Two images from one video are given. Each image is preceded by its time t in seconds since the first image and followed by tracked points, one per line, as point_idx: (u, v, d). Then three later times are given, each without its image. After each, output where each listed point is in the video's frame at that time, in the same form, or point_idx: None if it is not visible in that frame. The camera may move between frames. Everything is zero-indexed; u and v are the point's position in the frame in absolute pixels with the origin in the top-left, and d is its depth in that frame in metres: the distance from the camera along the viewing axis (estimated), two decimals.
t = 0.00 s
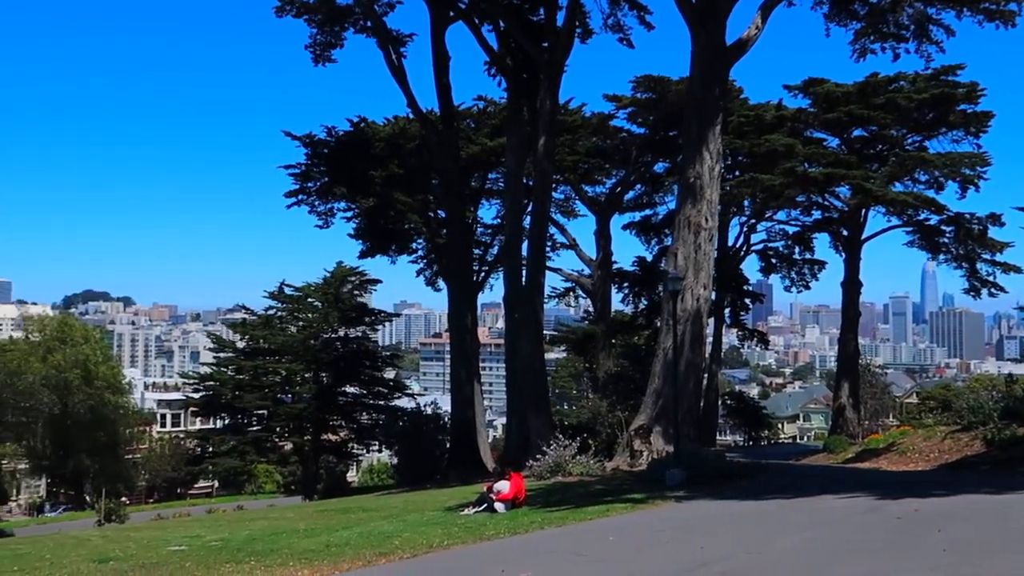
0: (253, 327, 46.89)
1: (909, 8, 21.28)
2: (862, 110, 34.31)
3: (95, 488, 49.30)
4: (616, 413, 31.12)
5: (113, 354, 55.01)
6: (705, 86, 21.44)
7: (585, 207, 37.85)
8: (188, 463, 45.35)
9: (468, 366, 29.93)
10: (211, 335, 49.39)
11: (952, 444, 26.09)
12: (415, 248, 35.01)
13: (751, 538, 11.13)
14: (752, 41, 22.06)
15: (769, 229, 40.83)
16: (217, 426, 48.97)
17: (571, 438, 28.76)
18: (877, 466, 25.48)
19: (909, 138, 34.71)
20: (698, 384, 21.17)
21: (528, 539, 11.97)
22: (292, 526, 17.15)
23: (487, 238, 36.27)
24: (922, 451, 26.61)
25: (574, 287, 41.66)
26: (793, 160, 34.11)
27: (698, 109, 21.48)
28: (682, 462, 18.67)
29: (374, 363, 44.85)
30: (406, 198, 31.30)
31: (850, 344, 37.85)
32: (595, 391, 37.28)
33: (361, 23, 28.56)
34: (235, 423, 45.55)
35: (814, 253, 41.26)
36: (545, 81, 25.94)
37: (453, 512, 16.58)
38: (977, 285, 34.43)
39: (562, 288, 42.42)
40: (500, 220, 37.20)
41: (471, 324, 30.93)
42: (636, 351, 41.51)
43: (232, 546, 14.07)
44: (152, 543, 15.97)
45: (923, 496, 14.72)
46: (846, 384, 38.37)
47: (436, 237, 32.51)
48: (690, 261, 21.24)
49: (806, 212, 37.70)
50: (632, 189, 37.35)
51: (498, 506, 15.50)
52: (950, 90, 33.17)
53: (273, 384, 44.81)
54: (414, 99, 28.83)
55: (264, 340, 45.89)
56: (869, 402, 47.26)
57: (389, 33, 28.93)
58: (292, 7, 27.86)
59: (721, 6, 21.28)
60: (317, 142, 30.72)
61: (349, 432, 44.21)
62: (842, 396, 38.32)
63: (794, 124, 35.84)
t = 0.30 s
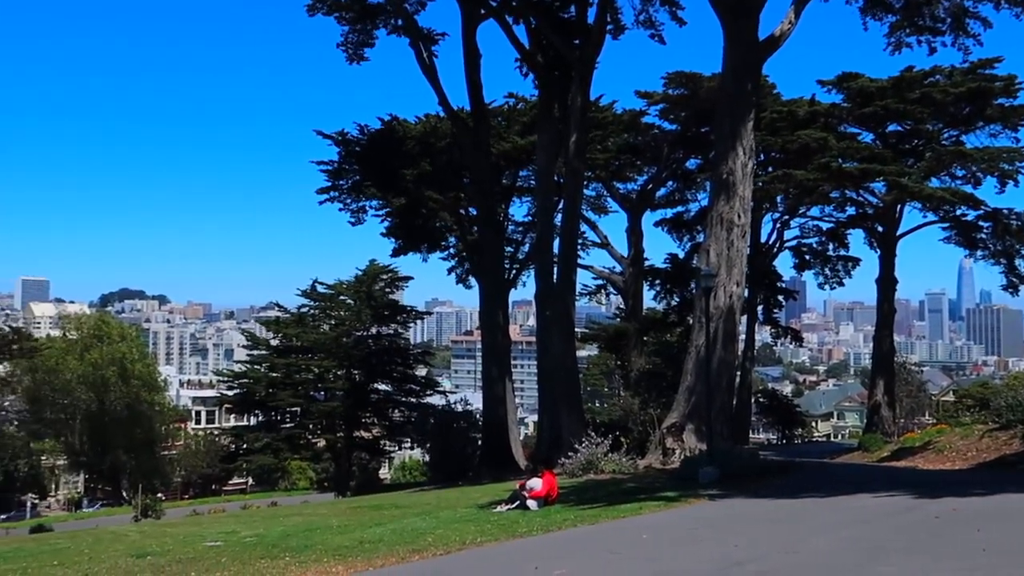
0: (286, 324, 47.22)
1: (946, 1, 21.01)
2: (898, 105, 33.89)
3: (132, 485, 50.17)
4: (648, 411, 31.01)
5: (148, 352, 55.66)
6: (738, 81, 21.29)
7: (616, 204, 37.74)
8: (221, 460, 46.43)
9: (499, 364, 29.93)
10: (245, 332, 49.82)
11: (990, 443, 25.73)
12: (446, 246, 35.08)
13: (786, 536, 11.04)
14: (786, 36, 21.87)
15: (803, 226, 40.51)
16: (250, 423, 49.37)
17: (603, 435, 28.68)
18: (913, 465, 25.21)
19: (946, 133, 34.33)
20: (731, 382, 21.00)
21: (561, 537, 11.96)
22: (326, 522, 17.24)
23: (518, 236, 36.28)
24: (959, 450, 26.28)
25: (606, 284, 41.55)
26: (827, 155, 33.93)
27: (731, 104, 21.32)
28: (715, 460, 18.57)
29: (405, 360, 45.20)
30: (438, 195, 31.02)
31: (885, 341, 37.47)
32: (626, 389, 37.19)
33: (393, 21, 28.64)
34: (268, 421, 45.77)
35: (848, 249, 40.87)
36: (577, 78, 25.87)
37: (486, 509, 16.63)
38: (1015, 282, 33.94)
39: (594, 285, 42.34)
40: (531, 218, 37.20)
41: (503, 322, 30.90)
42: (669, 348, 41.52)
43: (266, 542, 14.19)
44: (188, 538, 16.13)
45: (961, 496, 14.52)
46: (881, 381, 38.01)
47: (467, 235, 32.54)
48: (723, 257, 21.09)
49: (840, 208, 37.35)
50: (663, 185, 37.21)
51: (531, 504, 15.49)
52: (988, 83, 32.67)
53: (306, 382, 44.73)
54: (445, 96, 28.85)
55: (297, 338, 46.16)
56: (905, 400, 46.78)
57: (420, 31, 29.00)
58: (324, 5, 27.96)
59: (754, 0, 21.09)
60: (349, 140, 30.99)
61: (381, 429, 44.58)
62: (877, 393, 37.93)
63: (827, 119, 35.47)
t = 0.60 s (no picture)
0: (317, 322, 47.49)
1: None
2: (933, 99, 33.44)
3: (166, 481, 50.60)
4: (678, 408, 30.89)
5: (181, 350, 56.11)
6: (769, 77, 21.13)
7: (645, 201, 37.59)
8: (253, 457, 46.94)
9: (529, 362, 29.90)
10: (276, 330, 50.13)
11: None
12: (475, 243, 35.12)
13: (819, 535, 10.95)
14: (817, 31, 21.68)
15: (834, 222, 40.17)
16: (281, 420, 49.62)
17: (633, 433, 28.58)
18: (948, 463, 24.95)
19: (981, 127, 33.97)
20: (762, 378, 20.85)
21: (591, 534, 11.95)
22: (357, 519, 17.30)
23: (547, 233, 36.24)
24: (995, 448, 25.95)
25: (635, 281, 41.42)
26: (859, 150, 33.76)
27: (762, 100, 21.15)
28: (746, 458, 18.45)
29: (435, 358, 45.21)
30: (466, 193, 31.52)
31: (919, 338, 37.12)
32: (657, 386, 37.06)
33: (421, 19, 28.66)
34: (299, 418, 46.01)
35: (881, 245, 40.48)
36: (605, 74, 25.76)
37: (516, 506, 16.61)
38: None
39: (623, 282, 42.21)
40: (560, 215, 37.16)
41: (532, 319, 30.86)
42: (699, 345, 40.48)
43: (298, 538, 14.26)
44: (220, 534, 16.25)
45: (997, 495, 14.33)
46: (915, 379, 37.62)
47: (496, 233, 32.55)
48: (754, 254, 20.99)
49: (872, 204, 37.00)
50: (693, 181, 37.05)
51: (560, 501, 15.49)
52: None
53: (336, 379, 45.10)
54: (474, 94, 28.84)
55: (326, 335, 46.36)
56: (939, 397, 46.30)
57: (449, 30, 29.03)
58: (353, 4, 28.04)
59: None
60: (378, 138, 30.87)
61: (410, 426, 44.68)
62: (911, 390, 37.47)
63: (859, 114, 35.20)
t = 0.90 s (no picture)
0: (344, 320, 47.68)
1: None
2: (966, 94, 33.09)
3: (196, 477, 51.04)
4: (706, 407, 30.75)
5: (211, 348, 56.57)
6: (798, 73, 20.97)
7: (673, 198, 37.46)
8: (282, 453, 47.21)
9: (556, 360, 29.85)
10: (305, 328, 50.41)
11: None
12: (502, 241, 35.14)
13: (850, 535, 10.85)
14: (847, 26, 21.49)
15: (864, 219, 39.82)
16: (310, 417, 49.86)
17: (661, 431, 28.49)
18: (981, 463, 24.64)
19: (1014, 122, 33.46)
20: (791, 377, 20.69)
21: (621, 532, 11.92)
22: (386, 516, 17.36)
23: (575, 231, 36.20)
24: None
25: (662, 279, 41.28)
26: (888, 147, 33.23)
27: (791, 96, 20.99)
28: (776, 457, 18.33)
29: (462, 355, 45.22)
30: (494, 190, 31.29)
31: (950, 336, 36.73)
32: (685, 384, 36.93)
33: (449, 17, 28.71)
34: (328, 415, 46.27)
35: (913, 242, 40.05)
36: (633, 71, 25.64)
37: (544, 504, 16.61)
38: None
39: (651, 280, 42.09)
40: (587, 213, 37.10)
41: (560, 317, 30.78)
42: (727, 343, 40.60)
43: (328, 535, 14.32)
44: (251, 530, 16.35)
45: None
46: (946, 377, 37.20)
47: (523, 231, 32.52)
48: (783, 251, 20.84)
49: (903, 200, 36.62)
50: (721, 178, 36.88)
51: (588, 500, 15.47)
52: None
53: (363, 377, 45.18)
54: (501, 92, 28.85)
55: (354, 333, 46.54)
56: (971, 396, 45.78)
57: (476, 28, 29.06)
58: (381, 3, 28.14)
59: None
60: (406, 136, 31.20)
61: (438, 424, 44.82)
62: (942, 389, 37.12)
63: (890, 109, 34.92)
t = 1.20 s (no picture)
0: (371, 318, 47.85)
1: None
2: (997, 89, 32.77)
3: (225, 474, 51.44)
4: (734, 405, 30.58)
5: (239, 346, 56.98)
6: (826, 68, 20.81)
7: (700, 195, 37.29)
8: (309, 451, 47.42)
9: (583, 358, 29.80)
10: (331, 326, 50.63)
11: None
12: (527, 239, 35.14)
13: (881, 535, 10.77)
14: (876, 21, 21.32)
15: (894, 216, 39.47)
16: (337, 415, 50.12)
17: (688, 430, 28.41)
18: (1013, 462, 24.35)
19: None
20: (820, 375, 20.57)
21: (649, 531, 11.90)
22: (413, 513, 17.41)
23: (600, 229, 36.13)
24: None
25: (689, 277, 41.11)
26: (919, 144, 33.08)
27: (819, 92, 20.83)
28: (804, 456, 18.18)
29: (489, 353, 45.26)
30: (520, 188, 31.35)
31: (982, 335, 36.30)
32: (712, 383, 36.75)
33: (475, 16, 28.73)
34: (355, 413, 46.50)
35: (943, 239, 39.66)
36: (659, 68, 25.54)
37: (571, 502, 16.60)
38: None
39: (677, 277, 41.94)
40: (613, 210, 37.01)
41: (586, 315, 30.71)
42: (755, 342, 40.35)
43: (355, 532, 14.37)
44: (279, 527, 16.44)
45: None
46: (977, 375, 36.77)
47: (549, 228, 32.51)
48: (811, 249, 20.70)
49: (933, 196, 36.27)
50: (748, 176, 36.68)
51: (616, 498, 15.44)
52: None
53: (390, 375, 45.53)
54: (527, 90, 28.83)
55: (381, 331, 46.70)
56: (1003, 395, 45.25)
57: (502, 26, 29.07)
58: (408, 3, 28.20)
59: None
60: (432, 135, 31.13)
61: (465, 422, 44.88)
62: (973, 388, 36.69)
63: (919, 105, 34.61)
